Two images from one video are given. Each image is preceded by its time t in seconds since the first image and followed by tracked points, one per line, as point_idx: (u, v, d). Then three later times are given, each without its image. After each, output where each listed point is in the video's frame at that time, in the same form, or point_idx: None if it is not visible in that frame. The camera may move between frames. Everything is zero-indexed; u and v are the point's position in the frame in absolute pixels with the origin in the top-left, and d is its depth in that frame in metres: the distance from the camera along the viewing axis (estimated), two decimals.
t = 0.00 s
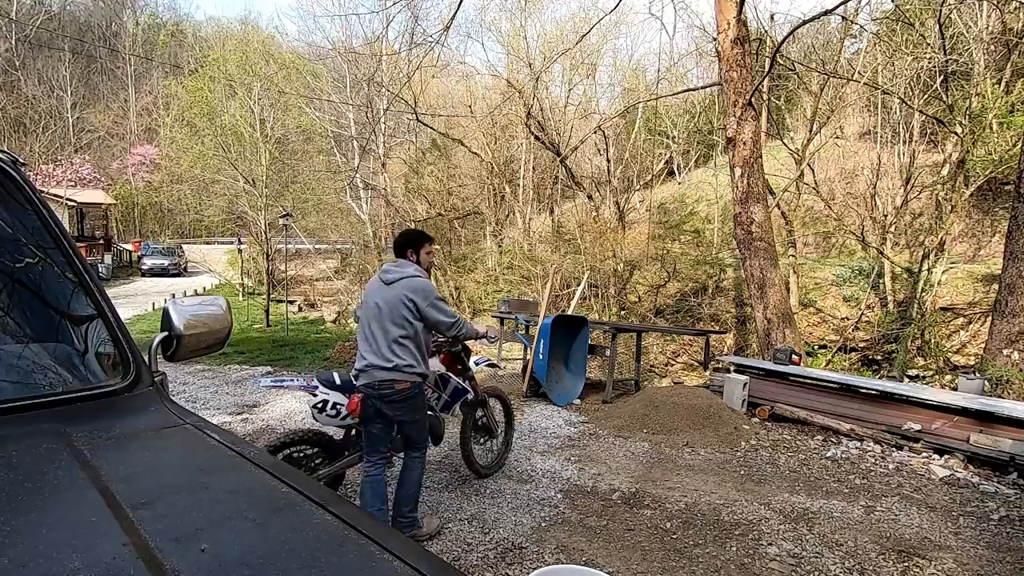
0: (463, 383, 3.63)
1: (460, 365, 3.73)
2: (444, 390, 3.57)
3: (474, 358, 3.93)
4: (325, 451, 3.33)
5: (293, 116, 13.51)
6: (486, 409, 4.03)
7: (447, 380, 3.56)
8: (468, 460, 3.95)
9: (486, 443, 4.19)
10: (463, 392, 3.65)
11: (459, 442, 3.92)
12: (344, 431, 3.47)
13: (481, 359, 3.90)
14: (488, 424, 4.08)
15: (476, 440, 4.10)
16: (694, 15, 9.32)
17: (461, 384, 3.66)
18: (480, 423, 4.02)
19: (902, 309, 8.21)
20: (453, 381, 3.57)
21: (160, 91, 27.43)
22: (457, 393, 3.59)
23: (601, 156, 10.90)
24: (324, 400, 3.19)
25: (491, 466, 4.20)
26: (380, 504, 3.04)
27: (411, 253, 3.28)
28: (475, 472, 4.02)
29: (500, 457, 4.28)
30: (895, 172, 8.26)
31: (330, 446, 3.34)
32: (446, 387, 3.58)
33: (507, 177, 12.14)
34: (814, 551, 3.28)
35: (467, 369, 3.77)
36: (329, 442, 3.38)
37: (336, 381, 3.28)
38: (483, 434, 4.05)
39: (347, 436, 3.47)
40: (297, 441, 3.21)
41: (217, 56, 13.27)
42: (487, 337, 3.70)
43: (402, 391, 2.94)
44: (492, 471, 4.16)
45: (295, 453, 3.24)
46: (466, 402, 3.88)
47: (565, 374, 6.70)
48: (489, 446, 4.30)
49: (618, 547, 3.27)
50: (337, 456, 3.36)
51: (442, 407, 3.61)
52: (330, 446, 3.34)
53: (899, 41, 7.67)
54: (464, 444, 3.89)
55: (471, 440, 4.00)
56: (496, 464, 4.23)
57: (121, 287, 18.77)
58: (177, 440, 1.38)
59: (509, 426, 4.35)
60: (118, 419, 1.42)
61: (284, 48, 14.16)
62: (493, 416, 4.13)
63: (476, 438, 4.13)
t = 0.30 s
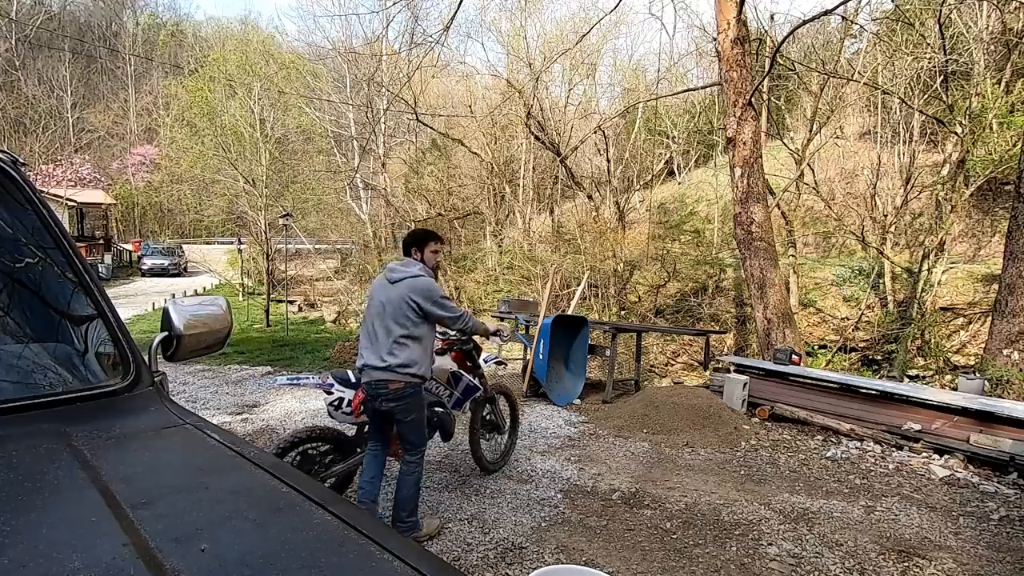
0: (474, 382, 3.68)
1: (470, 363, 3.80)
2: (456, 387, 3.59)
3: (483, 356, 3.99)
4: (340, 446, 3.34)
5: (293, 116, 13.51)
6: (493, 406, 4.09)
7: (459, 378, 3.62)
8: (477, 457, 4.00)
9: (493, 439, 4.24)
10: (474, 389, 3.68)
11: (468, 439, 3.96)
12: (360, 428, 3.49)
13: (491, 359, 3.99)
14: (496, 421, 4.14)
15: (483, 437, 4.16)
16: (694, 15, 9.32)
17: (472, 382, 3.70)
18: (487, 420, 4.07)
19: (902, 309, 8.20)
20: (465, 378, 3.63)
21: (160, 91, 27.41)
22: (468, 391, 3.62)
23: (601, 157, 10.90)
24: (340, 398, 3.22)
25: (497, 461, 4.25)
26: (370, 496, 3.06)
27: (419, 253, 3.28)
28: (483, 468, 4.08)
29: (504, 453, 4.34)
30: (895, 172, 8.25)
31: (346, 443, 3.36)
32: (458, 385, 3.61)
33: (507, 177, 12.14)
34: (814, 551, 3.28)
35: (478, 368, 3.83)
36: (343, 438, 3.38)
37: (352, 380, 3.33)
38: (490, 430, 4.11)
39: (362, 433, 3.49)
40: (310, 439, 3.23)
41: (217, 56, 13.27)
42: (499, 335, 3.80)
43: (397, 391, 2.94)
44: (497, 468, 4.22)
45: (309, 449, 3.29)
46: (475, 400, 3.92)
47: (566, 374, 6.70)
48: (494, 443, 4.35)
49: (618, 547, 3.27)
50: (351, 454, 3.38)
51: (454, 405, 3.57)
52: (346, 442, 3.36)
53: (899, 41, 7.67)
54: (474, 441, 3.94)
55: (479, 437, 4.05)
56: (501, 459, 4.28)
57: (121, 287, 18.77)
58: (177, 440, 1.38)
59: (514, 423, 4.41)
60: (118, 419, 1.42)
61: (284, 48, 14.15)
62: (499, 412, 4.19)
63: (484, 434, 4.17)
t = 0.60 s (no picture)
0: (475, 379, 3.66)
1: (473, 361, 3.77)
2: (457, 385, 3.57)
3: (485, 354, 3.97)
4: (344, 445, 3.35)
5: (293, 116, 13.51)
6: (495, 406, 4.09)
7: (461, 375, 3.59)
8: (478, 456, 4.01)
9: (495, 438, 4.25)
10: (475, 387, 3.66)
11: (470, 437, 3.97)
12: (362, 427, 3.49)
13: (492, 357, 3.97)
14: (499, 420, 4.16)
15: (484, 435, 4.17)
16: (695, 15, 9.31)
17: (473, 380, 3.67)
18: (489, 419, 4.08)
19: (902, 309, 8.19)
20: (467, 375, 3.60)
21: (159, 91, 27.38)
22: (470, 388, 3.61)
23: (601, 156, 10.90)
24: (342, 395, 3.23)
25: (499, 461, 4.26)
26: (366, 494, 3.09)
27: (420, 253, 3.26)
28: (484, 467, 4.09)
29: (506, 454, 4.35)
30: (895, 172, 8.24)
31: (349, 442, 3.37)
32: (459, 382, 3.60)
33: (507, 177, 12.13)
34: (814, 551, 3.28)
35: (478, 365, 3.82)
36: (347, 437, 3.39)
37: (354, 378, 3.34)
38: (492, 428, 4.11)
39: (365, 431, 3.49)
40: (313, 437, 3.25)
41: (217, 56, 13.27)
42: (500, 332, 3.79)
43: (387, 388, 2.95)
44: (497, 468, 4.23)
45: (312, 448, 3.30)
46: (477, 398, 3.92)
47: (565, 374, 6.69)
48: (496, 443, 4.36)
49: (618, 547, 3.27)
50: (354, 452, 3.38)
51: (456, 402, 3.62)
52: (349, 441, 3.37)
53: (899, 41, 7.67)
54: (475, 439, 3.95)
55: (480, 436, 4.06)
56: (502, 458, 4.30)
57: (121, 287, 18.76)
58: (177, 440, 1.38)
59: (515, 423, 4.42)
60: (118, 420, 1.43)
61: (284, 48, 14.16)
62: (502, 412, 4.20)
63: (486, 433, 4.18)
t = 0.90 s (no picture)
0: (471, 378, 3.71)
1: (468, 361, 3.80)
2: (453, 384, 3.62)
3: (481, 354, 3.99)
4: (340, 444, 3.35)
5: (293, 116, 13.51)
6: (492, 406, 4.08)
7: (456, 375, 3.64)
8: (476, 456, 4.00)
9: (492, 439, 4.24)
10: (471, 387, 3.71)
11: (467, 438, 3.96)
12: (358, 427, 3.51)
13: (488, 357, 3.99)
14: (496, 421, 4.15)
15: (482, 436, 4.16)
16: (695, 15, 9.30)
17: (469, 379, 3.72)
18: (486, 419, 4.07)
19: (903, 309, 8.18)
20: (462, 374, 3.66)
21: (159, 92, 27.38)
22: (464, 387, 3.67)
23: (601, 156, 10.91)
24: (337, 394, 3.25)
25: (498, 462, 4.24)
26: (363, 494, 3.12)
27: (411, 254, 3.24)
28: (482, 468, 4.07)
29: (505, 454, 4.34)
30: (895, 172, 8.22)
31: (345, 442, 3.37)
32: (455, 381, 3.64)
33: (506, 177, 12.11)
34: (814, 551, 3.28)
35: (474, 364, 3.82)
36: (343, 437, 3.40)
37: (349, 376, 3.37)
38: (489, 429, 4.10)
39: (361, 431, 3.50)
40: (308, 437, 3.24)
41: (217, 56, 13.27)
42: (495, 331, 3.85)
43: (370, 388, 2.95)
44: (497, 468, 4.22)
45: (308, 449, 3.29)
46: (473, 398, 3.91)
47: (565, 374, 6.69)
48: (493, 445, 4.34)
49: (618, 547, 3.27)
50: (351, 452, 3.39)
51: (453, 402, 3.62)
52: (345, 441, 3.37)
53: (899, 41, 7.67)
54: (473, 440, 3.94)
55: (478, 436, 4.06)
56: (502, 458, 4.29)
57: (121, 287, 18.75)
58: (178, 440, 1.38)
59: (513, 423, 4.41)
60: (118, 419, 1.42)
61: (284, 48, 14.17)
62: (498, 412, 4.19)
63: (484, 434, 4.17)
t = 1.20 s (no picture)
0: (464, 378, 3.68)
1: (460, 361, 3.83)
2: (445, 383, 3.61)
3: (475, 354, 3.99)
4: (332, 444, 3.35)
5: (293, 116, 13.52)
6: (488, 407, 4.07)
7: (448, 374, 3.61)
8: (471, 458, 4.00)
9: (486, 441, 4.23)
10: (464, 385, 3.67)
11: (462, 440, 3.95)
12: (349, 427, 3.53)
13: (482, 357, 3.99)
14: (491, 422, 4.12)
15: (478, 438, 4.15)
16: (695, 15, 9.29)
17: (463, 378, 3.69)
18: (480, 421, 4.06)
19: (902, 309, 8.18)
20: (454, 374, 3.62)
21: (159, 92, 27.37)
22: (457, 387, 3.65)
23: (601, 156, 10.91)
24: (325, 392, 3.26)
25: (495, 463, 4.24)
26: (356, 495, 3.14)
27: (402, 257, 3.22)
28: (478, 470, 4.06)
29: (502, 455, 4.33)
30: (895, 172, 8.19)
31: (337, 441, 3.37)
32: (447, 381, 3.62)
33: (506, 177, 12.11)
34: (814, 551, 3.28)
35: (467, 364, 3.85)
36: (334, 436, 3.40)
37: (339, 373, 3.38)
38: (484, 431, 4.09)
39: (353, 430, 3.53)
40: (297, 440, 3.23)
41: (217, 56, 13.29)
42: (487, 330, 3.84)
43: (348, 388, 2.95)
44: (496, 469, 4.21)
45: (299, 450, 3.28)
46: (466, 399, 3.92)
47: (565, 374, 6.68)
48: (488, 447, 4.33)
49: (618, 547, 3.27)
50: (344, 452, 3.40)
51: (445, 401, 3.62)
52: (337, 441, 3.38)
53: (899, 41, 7.66)
54: (467, 443, 3.94)
55: (473, 438, 4.05)
56: (499, 459, 4.30)
57: (121, 287, 18.75)
58: (178, 440, 1.38)
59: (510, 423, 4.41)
60: (117, 419, 1.42)
61: (284, 48, 14.18)
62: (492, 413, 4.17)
63: (479, 436, 4.16)
